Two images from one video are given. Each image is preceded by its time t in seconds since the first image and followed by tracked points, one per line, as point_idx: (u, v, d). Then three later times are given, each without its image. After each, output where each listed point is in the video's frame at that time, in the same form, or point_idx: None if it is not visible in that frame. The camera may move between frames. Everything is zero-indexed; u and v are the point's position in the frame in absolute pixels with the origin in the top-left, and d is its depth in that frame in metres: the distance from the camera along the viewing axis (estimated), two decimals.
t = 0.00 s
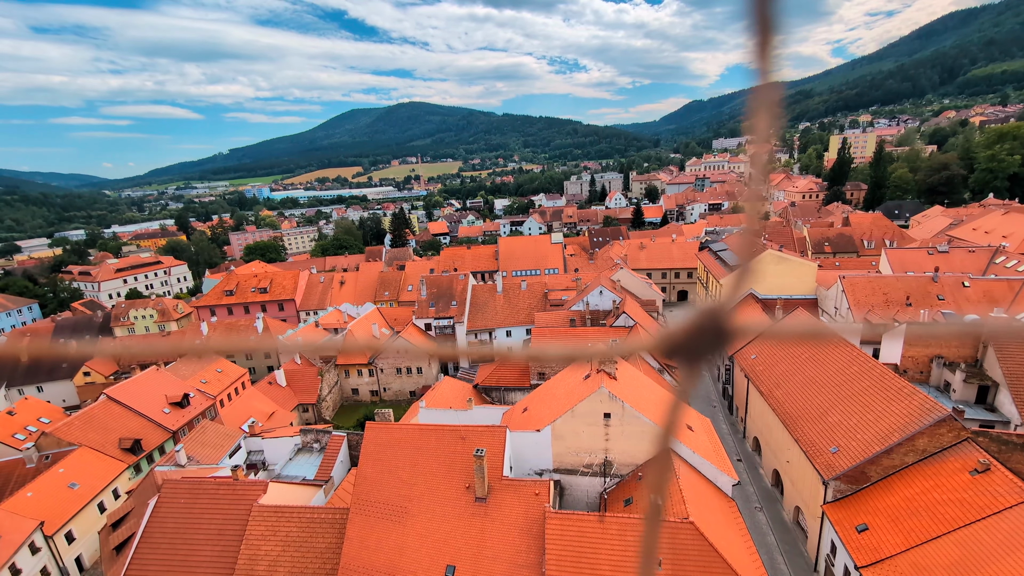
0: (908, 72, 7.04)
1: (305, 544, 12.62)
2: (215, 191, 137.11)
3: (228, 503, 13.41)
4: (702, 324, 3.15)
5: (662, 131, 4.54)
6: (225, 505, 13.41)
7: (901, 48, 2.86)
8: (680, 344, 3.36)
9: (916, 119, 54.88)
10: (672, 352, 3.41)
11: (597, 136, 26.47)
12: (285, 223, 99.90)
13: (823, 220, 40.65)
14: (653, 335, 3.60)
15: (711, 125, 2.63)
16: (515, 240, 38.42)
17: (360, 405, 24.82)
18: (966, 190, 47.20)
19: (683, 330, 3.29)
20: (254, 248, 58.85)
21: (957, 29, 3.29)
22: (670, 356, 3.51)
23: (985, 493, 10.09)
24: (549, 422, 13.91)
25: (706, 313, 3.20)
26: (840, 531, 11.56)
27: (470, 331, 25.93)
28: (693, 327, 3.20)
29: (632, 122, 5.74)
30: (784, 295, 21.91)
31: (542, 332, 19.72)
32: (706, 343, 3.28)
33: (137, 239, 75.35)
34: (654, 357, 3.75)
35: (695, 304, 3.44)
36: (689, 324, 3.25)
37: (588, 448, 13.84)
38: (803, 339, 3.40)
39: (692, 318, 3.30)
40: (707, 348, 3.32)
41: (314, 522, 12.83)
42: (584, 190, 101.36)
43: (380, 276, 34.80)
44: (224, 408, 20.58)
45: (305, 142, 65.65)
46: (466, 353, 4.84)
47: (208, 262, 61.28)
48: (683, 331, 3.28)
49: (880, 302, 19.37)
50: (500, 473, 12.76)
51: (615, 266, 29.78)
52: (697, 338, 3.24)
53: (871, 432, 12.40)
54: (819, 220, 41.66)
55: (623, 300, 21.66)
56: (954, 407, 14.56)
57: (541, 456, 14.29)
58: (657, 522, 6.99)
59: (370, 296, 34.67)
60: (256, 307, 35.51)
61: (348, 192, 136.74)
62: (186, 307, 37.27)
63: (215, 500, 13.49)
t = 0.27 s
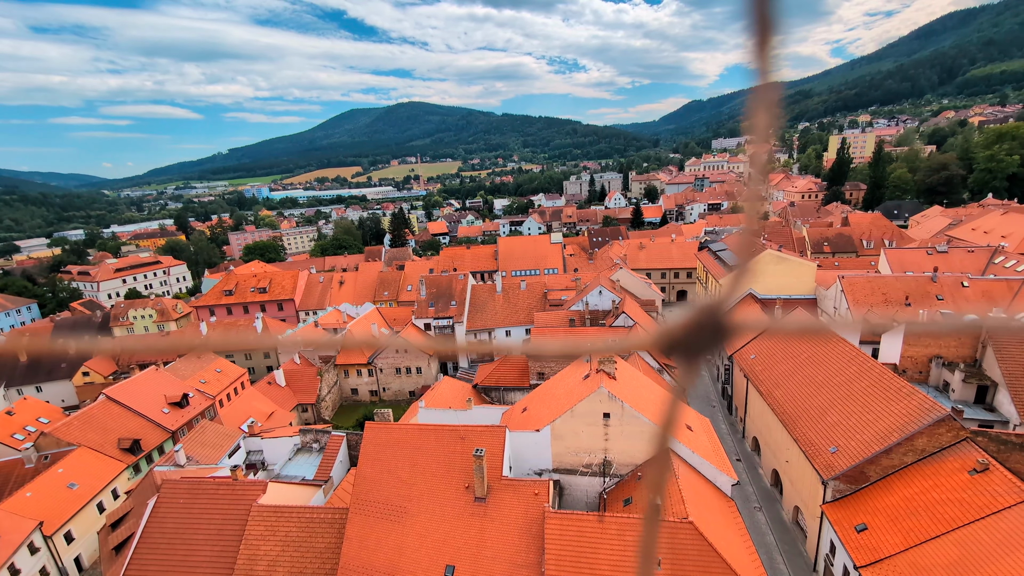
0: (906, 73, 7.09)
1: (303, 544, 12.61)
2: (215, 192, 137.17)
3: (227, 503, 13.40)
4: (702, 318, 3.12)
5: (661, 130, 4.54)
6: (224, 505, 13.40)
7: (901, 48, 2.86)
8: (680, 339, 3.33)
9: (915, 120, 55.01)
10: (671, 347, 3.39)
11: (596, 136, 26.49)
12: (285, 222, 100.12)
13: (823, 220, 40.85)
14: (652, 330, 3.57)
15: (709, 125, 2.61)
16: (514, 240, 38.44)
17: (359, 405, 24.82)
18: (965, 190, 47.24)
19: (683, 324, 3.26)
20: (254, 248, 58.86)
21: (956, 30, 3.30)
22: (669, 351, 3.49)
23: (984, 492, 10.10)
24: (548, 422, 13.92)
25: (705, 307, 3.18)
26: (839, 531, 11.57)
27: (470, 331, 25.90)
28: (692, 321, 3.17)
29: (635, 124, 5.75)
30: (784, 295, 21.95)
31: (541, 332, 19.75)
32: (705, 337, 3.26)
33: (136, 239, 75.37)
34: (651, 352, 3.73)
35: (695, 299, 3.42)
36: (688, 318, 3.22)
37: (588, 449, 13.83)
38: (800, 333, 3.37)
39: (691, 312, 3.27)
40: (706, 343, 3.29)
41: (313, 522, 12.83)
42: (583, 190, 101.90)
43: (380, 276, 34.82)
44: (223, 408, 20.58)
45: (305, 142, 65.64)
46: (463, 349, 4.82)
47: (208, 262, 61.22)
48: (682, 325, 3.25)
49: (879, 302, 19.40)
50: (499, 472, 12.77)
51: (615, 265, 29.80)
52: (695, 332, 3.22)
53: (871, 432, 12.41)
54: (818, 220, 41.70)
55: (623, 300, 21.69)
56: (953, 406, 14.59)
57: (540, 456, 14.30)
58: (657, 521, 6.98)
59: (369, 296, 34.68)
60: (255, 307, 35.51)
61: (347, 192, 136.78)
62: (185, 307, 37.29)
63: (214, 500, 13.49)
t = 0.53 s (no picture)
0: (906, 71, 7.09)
1: (303, 544, 12.60)
2: (214, 192, 137.08)
3: (227, 503, 13.39)
4: (697, 318, 3.14)
5: (660, 129, 4.54)
6: (224, 505, 13.40)
7: (899, 49, 2.87)
8: (676, 338, 3.34)
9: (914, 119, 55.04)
10: (668, 345, 3.40)
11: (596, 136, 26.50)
12: (284, 222, 100.14)
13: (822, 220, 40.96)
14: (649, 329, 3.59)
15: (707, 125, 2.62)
16: (514, 240, 38.44)
17: (358, 404, 24.81)
18: (964, 190, 47.26)
19: (679, 323, 3.27)
20: (253, 248, 58.83)
21: (955, 31, 3.31)
22: (666, 349, 3.50)
23: (983, 492, 10.11)
24: (548, 422, 13.92)
25: (701, 307, 3.19)
26: (838, 530, 11.58)
27: (469, 331, 25.87)
28: (688, 321, 3.19)
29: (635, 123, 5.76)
30: (783, 295, 21.98)
31: (541, 332, 19.75)
32: (701, 336, 3.27)
33: (135, 239, 75.35)
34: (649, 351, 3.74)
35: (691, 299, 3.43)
36: (684, 318, 3.23)
37: (587, 448, 13.84)
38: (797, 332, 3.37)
39: (687, 312, 3.29)
40: (702, 342, 3.31)
41: (313, 522, 12.83)
42: (582, 190, 102.01)
43: (379, 276, 34.81)
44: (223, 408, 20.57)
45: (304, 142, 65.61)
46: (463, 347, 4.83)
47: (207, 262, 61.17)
48: (678, 325, 3.27)
49: (878, 302, 19.42)
50: (499, 472, 12.77)
51: (614, 265, 29.81)
52: (691, 332, 3.23)
53: (870, 431, 12.42)
54: (817, 220, 41.75)
55: (622, 300, 21.70)
56: (952, 406, 14.61)
57: (539, 455, 14.30)
58: (654, 520, 6.96)
59: (369, 296, 34.67)
60: (254, 307, 35.49)
61: (346, 192, 136.75)
62: (184, 306, 37.31)
63: (214, 500, 13.48)
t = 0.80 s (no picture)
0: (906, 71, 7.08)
1: (301, 544, 12.59)
2: (213, 192, 136.98)
3: (225, 503, 13.38)
4: (694, 317, 3.15)
5: (659, 128, 4.54)
6: (223, 505, 13.38)
7: (898, 49, 2.87)
8: (673, 337, 3.36)
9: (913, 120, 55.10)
10: (665, 344, 3.41)
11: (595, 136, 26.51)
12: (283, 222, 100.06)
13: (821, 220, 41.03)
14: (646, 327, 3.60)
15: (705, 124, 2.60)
16: (513, 240, 38.43)
17: (357, 404, 24.80)
18: (962, 190, 47.31)
19: (676, 322, 3.29)
20: (252, 248, 58.76)
21: (954, 31, 3.31)
22: (664, 347, 3.50)
23: (981, 492, 10.13)
24: (547, 422, 13.92)
25: (698, 306, 3.20)
26: (836, 530, 11.60)
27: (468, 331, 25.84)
28: (685, 320, 3.20)
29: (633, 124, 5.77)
30: (781, 295, 22.02)
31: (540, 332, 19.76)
32: (697, 336, 3.28)
33: (134, 238, 75.26)
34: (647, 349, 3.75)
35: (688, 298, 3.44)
36: (681, 318, 3.24)
37: (586, 448, 13.83)
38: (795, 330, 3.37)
39: (685, 311, 3.29)
40: (699, 340, 3.31)
41: (312, 522, 12.82)
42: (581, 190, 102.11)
43: (378, 276, 34.79)
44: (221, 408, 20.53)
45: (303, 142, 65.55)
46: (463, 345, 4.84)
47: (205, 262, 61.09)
48: (675, 324, 3.29)
49: (876, 302, 19.44)
50: (498, 472, 12.76)
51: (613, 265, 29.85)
52: (687, 331, 3.25)
53: (868, 431, 12.44)
54: (816, 220, 41.75)
55: (621, 300, 21.72)
56: (950, 406, 14.63)
57: (539, 455, 14.30)
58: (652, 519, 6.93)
59: (368, 296, 34.65)
60: (253, 307, 35.44)
61: (346, 192, 136.69)
62: (183, 306, 37.40)
63: (213, 500, 13.47)
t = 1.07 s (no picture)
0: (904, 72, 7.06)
1: (299, 544, 12.57)
2: (210, 192, 136.64)
3: (223, 503, 13.35)
4: (702, 344, 3.20)
5: (657, 128, 4.54)
6: (220, 505, 13.35)
7: (896, 49, 2.86)
8: (682, 364, 3.40)
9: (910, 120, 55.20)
10: (673, 371, 3.45)
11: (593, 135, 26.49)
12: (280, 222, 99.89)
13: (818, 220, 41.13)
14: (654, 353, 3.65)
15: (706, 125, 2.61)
16: (511, 240, 38.43)
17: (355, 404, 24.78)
18: (959, 191, 47.41)
19: (684, 349, 3.33)
20: (249, 248, 58.64)
21: (953, 31, 3.30)
22: (673, 374, 3.54)
23: (978, 491, 10.15)
24: (545, 422, 13.93)
25: (706, 333, 3.25)
26: (834, 529, 11.63)
27: (466, 331, 25.80)
28: (693, 347, 3.24)
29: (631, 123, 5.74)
30: (779, 295, 22.07)
31: (538, 332, 19.77)
32: (705, 363, 3.32)
33: (131, 238, 75.04)
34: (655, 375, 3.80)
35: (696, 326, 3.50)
36: (689, 345, 3.29)
37: (584, 448, 13.86)
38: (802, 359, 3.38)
39: (692, 339, 3.34)
40: (707, 368, 3.36)
41: (310, 522, 12.81)
42: (579, 190, 102.18)
43: (375, 276, 34.76)
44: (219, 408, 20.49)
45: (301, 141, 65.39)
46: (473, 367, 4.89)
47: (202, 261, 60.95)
48: (683, 350, 3.33)
49: (874, 302, 19.46)
50: (496, 472, 12.76)
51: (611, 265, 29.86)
52: (695, 359, 3.29)
53: (865, 431, 12.47)
54: (814, 220, 41.78)
55: (619, 300, 21.74)
56: (947, 405, 14.65)
57: (537, 456, 14.32)
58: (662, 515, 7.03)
59: (366, 296, 34.62)
60: (251, 307, 35.37)
61: (343, 192, 136.47)
62: (181, 305, 37.62)
63: (210, 500, 13.44)
